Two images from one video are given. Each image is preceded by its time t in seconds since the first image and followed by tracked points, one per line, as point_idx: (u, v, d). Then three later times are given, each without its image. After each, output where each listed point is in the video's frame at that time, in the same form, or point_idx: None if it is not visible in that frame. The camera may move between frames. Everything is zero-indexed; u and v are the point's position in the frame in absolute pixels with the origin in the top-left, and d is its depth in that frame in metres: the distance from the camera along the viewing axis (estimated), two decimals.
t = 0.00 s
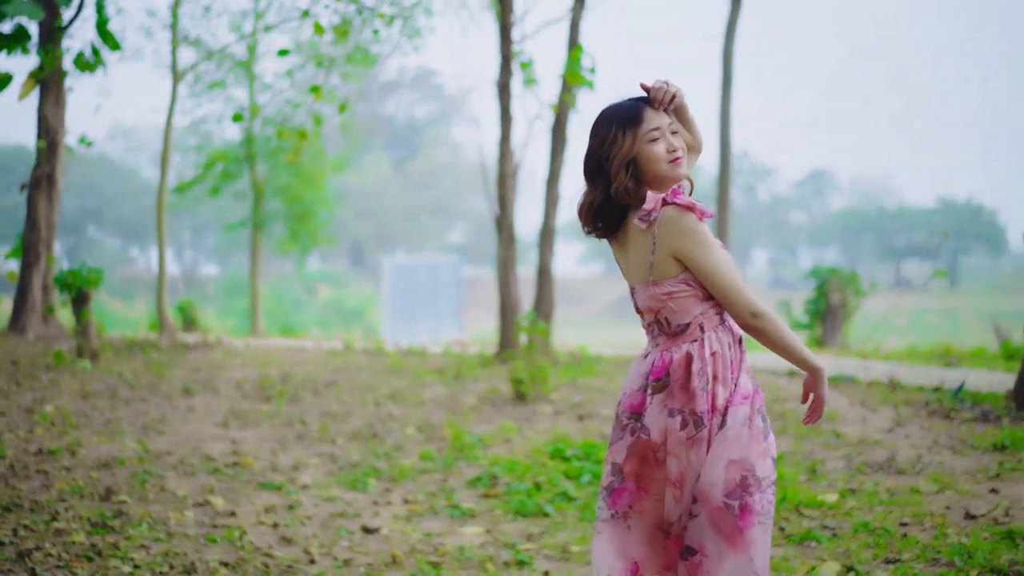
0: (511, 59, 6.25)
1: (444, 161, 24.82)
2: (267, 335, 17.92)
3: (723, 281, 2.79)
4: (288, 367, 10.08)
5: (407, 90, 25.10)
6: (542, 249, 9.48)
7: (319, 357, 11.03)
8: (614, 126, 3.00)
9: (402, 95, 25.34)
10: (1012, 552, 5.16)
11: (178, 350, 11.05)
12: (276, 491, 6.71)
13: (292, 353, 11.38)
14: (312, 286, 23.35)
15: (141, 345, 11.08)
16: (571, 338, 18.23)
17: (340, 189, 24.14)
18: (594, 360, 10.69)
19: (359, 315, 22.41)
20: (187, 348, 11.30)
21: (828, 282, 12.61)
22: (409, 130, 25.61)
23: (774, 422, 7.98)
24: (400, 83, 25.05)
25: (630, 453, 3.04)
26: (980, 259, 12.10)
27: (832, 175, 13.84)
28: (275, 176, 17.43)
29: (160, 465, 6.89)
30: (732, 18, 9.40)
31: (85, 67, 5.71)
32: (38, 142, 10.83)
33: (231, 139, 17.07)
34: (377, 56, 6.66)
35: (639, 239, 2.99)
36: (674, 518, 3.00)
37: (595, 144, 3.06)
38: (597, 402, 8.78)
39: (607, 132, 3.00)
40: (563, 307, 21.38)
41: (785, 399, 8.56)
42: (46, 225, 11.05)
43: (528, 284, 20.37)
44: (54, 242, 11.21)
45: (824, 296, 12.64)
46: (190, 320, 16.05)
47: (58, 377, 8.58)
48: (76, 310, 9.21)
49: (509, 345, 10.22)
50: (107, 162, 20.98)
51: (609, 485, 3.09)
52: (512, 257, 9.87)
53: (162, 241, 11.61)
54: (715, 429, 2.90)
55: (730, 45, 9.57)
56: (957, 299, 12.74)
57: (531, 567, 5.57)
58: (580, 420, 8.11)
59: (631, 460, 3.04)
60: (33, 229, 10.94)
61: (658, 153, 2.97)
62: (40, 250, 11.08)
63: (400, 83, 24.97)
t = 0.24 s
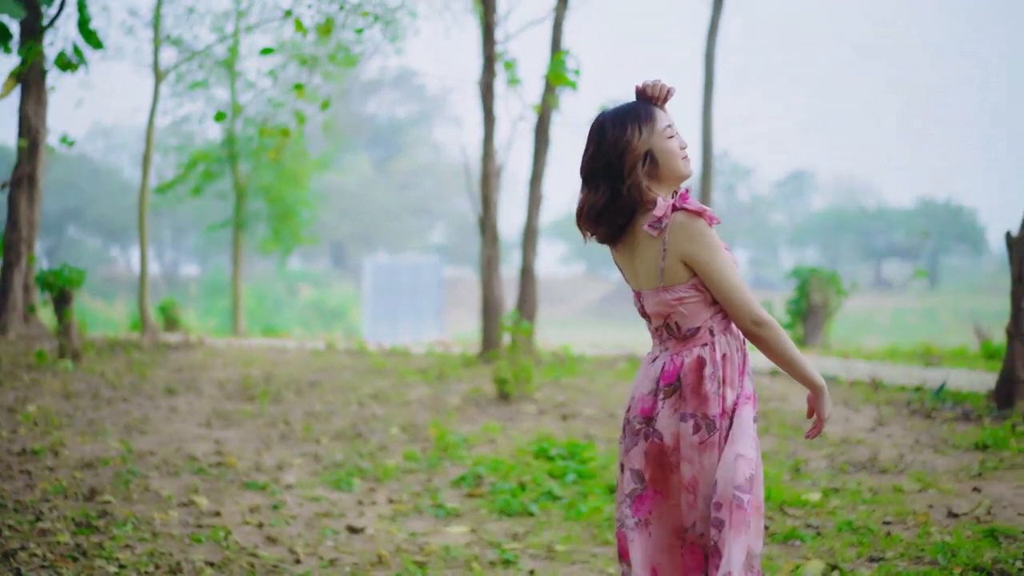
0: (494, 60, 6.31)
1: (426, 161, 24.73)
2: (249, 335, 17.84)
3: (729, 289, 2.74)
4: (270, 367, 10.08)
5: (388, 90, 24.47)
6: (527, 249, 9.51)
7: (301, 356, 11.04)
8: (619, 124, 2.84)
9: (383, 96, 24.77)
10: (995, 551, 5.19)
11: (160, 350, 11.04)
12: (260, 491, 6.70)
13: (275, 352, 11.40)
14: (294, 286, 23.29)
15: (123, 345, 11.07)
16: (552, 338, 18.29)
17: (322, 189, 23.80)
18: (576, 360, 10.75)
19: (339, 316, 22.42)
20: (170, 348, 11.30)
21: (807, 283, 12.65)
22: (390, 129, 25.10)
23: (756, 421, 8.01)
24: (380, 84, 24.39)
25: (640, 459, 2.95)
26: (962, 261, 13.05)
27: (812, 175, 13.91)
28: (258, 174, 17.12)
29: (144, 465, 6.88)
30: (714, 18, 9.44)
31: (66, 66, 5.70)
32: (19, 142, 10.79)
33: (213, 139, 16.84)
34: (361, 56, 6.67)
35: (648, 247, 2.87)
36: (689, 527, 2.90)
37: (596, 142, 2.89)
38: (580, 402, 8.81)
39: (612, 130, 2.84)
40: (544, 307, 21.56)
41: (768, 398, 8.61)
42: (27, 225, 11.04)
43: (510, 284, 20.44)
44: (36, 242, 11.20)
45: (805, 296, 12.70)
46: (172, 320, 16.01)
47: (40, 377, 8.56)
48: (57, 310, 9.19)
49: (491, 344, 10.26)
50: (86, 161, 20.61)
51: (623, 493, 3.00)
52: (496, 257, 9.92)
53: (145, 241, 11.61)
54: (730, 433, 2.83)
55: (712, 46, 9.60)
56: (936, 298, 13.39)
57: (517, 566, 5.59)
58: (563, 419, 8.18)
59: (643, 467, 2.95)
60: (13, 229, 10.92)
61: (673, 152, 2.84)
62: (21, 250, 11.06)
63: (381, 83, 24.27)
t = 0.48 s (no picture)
0: (478, 60, 6.32)
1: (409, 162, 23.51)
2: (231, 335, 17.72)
3: (735, 291, 2.67)
4: (255, 367, 10.08)
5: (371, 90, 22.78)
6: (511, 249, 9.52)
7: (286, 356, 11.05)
8: (629, 118, 2.78)
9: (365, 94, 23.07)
10: (978, 549, 5.22)
11: (144, 350, 11.02)
12: (246, 491, 6.70)
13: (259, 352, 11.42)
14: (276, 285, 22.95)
15: (107, 345, 11.05)
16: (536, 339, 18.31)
17: (303, 189, 22.85)
18: (561, 360, 10.80)
19: (320, 316, 22.21)
20: (153, 348, 11.30)
21: (790, 283, 12.67)
22: (372, 128, 23.79)
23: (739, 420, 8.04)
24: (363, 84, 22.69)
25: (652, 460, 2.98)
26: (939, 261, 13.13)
27: (792, 174, 13.88)
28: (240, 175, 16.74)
29: (129, 465, 6.87)
30: (697, 19, 9.45)
31: (48, 66, 5.70)
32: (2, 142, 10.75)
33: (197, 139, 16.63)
34: (344, 57, 6.66)
35: (657, 249, 2.84)
36: (703, 527, 2.92)
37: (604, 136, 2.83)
38: (565, 402, 8.83)
39: (621, 123, 2.77)
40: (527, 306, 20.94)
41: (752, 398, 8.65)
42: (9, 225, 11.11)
43: (494, 285, 20.48)
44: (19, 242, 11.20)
45: (788, 297, 12.70)
46: (154, 321, 15.93)
47: (23, 378, 8.55)
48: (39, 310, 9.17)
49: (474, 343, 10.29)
50: (66, 162, 20.34)
51: (634, 494, 3.03)
52: (480, 257, 9.97)
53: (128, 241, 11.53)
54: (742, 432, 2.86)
55: (695, 47, 9.61)
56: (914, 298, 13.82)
57: (503, 566, 5.59)
58: (548, 419, 8.21)
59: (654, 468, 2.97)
60: None
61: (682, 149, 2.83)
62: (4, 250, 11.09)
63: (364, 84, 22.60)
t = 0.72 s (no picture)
0: (464, 60, 6.33)
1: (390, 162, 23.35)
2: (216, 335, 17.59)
3: (737, 293, 2.69)
4: (239, 368, 10.08)
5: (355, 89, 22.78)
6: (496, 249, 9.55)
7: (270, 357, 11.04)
8: (649, 119, 2.75)
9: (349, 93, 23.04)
10: (964, 547, 5.26)
11: (128, 351, 10.99)
12: (233, 491, 6.69)
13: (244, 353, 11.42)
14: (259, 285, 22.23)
15: (91, 346, 11.02)
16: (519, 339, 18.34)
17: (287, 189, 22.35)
18: (546, 360, 10.83)
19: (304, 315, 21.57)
20: (138, 349, 11.28)
21: (775, 283, 12.68)
22: (355, 129, 23.65)
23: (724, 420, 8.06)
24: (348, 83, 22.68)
25: (659, 459, 2.98)
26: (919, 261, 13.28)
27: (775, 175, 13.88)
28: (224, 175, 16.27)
29: (115, 466, 6.86)
30: (682, 19, 9.48)
31: (32, 66, 5.68)
32: None
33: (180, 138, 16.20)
34: (328, 56, 6.66)
35: (661, 249, 2.85)
36: (713, 527, 2.90)
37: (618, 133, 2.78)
38: (550, 402, 8.84)
39: (639, 123, 2.74)
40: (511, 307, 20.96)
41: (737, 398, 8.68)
42: None
43: (480, 286, 20.48)
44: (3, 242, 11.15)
45: (772, 296, 12.69)
46: (138, 321, 15.84)
47: (7, 379, 8.53)
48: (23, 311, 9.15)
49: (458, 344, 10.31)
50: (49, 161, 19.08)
51: (639, 494, 3.02)
52: (465, 257, 10.01)
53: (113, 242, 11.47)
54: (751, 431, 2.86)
55: (679, 48, 9.62)
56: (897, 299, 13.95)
57: (490, 565, 5.60)
58: (533, 419, 8.24)
59: (660, 466, 2.97)
60: None
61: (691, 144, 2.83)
62: None
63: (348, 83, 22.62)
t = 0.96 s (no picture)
0: (451, 60, 6.34)
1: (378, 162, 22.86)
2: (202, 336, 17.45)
3: (737, 293, 2.71)
4: (227, 368, 10.07)
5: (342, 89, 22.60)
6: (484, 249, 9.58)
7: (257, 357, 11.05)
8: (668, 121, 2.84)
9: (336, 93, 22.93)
10: (951, 546, 5.28)
11: (115, 351, 10.97)
12: (221, 491, 6.69)
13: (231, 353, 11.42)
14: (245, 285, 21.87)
15: (77, 346, 11.01)
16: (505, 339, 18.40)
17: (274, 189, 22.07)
18: (534, 360, 10.86)
19: (290, 316, 21.26)
20: (125, 349, 11.26)
21: (762, 283, 12.71)
22: (342, 129, 23.25)
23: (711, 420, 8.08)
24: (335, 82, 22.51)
25: (662, 457, 2.96)
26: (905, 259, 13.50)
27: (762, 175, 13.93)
28: (211, 175, 16.01)
29: (103, 466, 6.86)
30: (670, 20, 9.49)
31: (18, 66, 5.67)
32: None
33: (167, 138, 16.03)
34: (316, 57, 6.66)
35: (667, 247, 2.86)
36: (718, 523, 2.91)
37: (629, 133, 2.82)
38: (538, 402, 8.85)
39: (651, 123, 2.79)
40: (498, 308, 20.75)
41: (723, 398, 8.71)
42: None
43: (467, 286, 20.47)
44: None
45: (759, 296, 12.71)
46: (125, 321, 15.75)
47: None
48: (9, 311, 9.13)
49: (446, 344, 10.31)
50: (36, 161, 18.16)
51: (640, 493, 2.99)
52: (453, 257, 10.08)
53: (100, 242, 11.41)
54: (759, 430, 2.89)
55: (667, 48, 9.61)
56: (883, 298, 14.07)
57: (479, 565, 5.61)
58: (521, 419, 8.25)
59: (664, 464, 2.96)
60: None
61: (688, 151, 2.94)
62: None
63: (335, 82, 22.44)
